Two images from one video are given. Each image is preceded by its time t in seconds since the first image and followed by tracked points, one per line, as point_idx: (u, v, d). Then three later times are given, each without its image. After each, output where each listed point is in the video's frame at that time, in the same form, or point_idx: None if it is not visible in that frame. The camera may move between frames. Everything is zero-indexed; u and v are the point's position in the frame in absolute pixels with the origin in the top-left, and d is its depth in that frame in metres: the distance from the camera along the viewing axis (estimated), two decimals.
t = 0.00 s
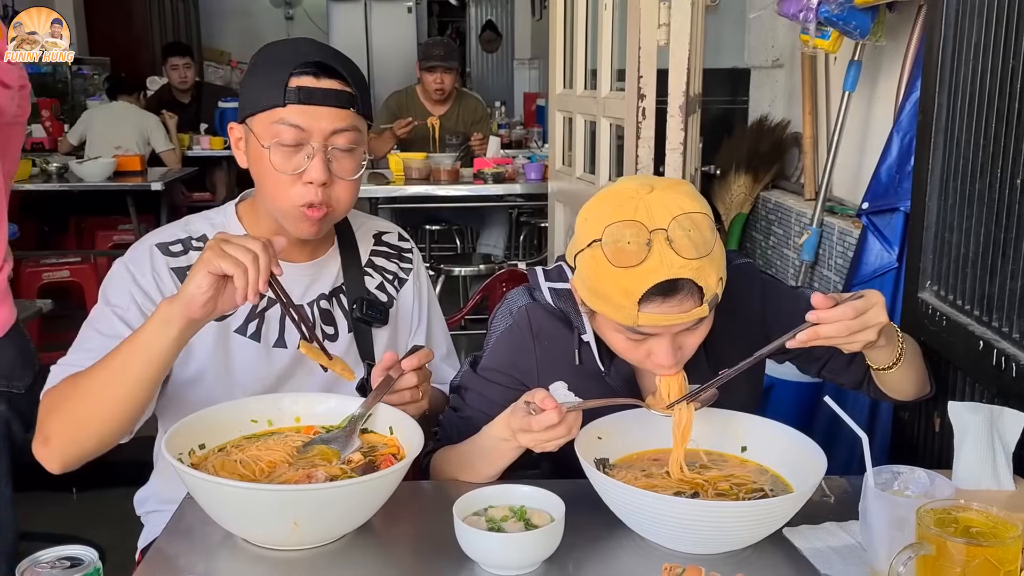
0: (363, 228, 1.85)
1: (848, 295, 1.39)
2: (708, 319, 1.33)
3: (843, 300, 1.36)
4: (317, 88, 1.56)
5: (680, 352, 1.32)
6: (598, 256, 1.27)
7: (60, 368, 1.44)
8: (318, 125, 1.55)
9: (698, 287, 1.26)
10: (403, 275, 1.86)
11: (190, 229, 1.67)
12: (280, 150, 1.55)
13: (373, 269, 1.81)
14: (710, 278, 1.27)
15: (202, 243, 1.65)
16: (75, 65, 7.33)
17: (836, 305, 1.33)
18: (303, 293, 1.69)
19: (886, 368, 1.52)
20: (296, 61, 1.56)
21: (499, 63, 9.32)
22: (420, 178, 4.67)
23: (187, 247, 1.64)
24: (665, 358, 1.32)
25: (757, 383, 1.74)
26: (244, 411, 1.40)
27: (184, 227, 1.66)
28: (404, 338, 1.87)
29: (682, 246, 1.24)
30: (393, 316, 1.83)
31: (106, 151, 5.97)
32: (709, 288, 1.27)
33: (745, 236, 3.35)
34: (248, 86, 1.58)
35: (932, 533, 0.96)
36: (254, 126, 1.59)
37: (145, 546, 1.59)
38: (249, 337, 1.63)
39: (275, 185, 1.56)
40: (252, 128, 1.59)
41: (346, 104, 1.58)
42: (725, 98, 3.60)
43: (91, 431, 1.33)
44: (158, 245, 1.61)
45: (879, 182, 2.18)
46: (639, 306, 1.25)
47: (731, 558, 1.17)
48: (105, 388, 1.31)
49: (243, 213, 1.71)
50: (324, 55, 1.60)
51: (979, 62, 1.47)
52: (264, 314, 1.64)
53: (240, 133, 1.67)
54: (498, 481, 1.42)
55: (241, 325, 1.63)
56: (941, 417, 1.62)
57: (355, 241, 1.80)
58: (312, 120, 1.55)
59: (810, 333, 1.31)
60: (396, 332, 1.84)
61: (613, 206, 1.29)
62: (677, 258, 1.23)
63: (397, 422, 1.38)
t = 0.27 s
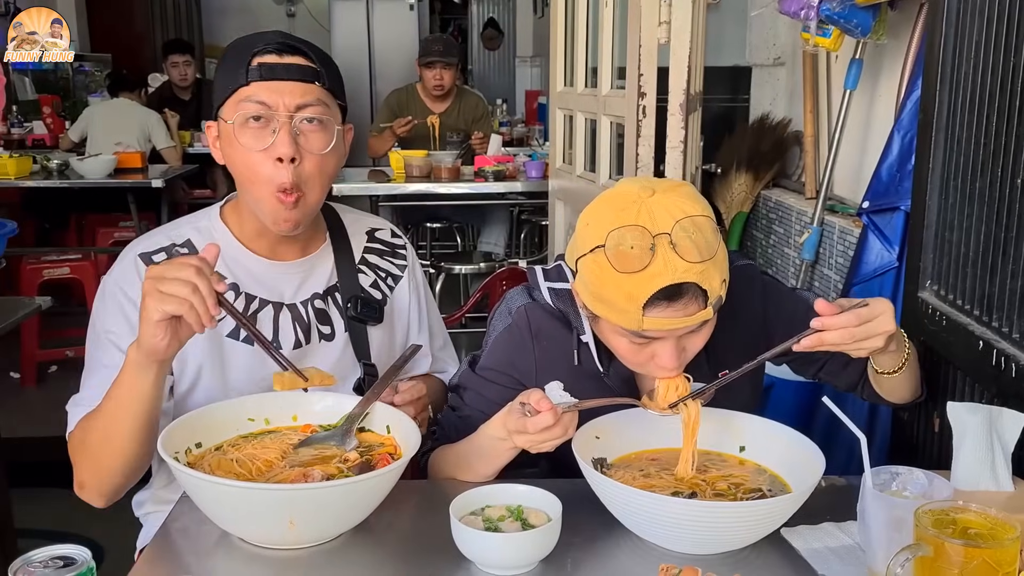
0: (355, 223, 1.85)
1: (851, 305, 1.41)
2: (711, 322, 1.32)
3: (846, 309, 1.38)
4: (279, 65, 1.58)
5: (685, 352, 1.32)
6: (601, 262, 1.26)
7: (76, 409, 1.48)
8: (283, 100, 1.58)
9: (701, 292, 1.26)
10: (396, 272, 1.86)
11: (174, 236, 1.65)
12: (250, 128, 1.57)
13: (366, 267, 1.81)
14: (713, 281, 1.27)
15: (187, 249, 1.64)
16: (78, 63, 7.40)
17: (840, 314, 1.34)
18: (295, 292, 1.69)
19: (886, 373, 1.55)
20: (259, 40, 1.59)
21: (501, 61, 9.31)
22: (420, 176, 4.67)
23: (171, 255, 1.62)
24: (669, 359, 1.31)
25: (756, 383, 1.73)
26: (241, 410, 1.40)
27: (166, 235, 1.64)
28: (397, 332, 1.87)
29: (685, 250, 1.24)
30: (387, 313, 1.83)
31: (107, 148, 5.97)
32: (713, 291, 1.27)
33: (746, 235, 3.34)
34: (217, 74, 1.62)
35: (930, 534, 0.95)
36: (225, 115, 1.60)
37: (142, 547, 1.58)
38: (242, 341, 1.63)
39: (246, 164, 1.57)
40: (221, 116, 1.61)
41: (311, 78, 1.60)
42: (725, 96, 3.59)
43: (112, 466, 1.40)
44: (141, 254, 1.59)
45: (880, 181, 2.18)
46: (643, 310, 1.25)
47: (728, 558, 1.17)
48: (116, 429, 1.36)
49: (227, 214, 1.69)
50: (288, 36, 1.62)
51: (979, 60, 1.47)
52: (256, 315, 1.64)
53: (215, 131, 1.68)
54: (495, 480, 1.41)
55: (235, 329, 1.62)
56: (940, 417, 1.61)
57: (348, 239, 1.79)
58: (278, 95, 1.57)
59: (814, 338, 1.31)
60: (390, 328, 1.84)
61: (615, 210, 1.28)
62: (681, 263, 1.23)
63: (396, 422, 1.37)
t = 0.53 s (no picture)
0: (341, 221, 1.85)
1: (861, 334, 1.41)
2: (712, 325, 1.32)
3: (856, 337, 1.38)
4: (250, 69, 1.58)
5: (685, 355, 1.31)
6: (603, 265, 1.26)
7: (80, 431, 1.53)
8: (258, 104, 1.58)
9: (703, 295, 1.26)
10: (384, 268, 1.86)
11: (156, 242, 1.65)
12: (225, 133, 1.57)
13: (355, 264, 1.81)
14: (716, 285, 1.26)
15: (170, 255, 1.64)
16: (79, 63, 7.40)
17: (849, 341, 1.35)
18: (283, 293, 1.69)
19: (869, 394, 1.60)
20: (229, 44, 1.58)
21: (501, 62, 9.32)
22: (420, 176, 4.67)
23: (154, 263, 1.63)
24: (669, 362, 1.31)
25: (753, 385, 1.73)
26: (236, 412, 1.40)
27: (150, 243, 1.65)
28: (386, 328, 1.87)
29: (687, 253, 1.23)
30: (377, 309, 1.83)
31: (107, 149, 5.97)
32: (715, 295, 1.26)
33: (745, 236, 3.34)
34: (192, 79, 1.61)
35: (923, 537, 0.95)
36: (200, 120, 1.60)
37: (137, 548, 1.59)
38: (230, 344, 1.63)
39: (222, 170, 1.57)
40: (197, 122, 1.61)
41: (283, 80, 1.60)
42: (725, 97, 3.59)
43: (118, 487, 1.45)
44: (125, 264, 1.61)
45: (877, 182, 2.17)
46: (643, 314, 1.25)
47: (723, 561, 1.17)
48: (119, 455, 1.41)
49: (212, 218, 1.70)
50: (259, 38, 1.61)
51: (976, 63, 1.47)
52: (245, 319, 1.64)
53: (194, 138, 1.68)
54: (491, 482, 1.41)
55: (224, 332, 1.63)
56: (937, 419, 1.61)
57: (336, 236, 1.80)
58: (253, 99, 1.58)
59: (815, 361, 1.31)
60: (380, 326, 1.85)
61: (618, 211, 1.28)
62: (682, 266, 1.23)
63: (392, 424, 1.37)
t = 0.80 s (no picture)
0: (329, 220, 1.84)
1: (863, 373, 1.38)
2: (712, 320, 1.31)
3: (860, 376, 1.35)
4: (233, 65, 1.57)
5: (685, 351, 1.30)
6: (598, 262, 1.26)
7: (72, 430, 1.55)
8: (240, 101, 1.57)
9: (700, 287, 1.25)
10: (374, 265, 1.85)
11: (143, 240, 1.66)
12: (209, 131, 1.56)
13: (344, 261, 1.81)
14: (711, 277, 1.26)
15: (156, 253, 1.65)
16: (78, 63, 7.40)
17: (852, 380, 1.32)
18: (269, 290, 1.69)
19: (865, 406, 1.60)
20: (213, 42, 1.58)
21: (501, 61, 9.31)
22: (418, 176, 4.66)
23: (140, 260, 1.63)
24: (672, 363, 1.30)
25: (752, 385, 1.72)
26: (231, 412, 1.40)
27: (137, 240, 1.66)
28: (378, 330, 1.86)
29: (681, 245, 1.23)
30: (366, 306, 1.81)
31: (106, 148, 5.97)
32: (711, 286, 1.26)
33: (744, 235, 3.33)
34: (178, 77, 1.61)
35: (920, 537, 0.95)
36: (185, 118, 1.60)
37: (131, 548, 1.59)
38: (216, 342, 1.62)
39: (205, 165, 1.56)
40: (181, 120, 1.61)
41: (266, 77, 1.59)
42: (724, 96, 3.58)
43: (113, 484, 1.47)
44: (110, 261, 1.62)
45: (875, 182, 2.17)
46: (641, 311, 1.24)
47: (719, 561, 1.16)
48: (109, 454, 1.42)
49: (198, 218, 1.70)
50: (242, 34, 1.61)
51: (973, 60, 1.46)
52: (230, 315, 1.64)
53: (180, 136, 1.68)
54: (486, 483, 1.41)
55: (209, 329, 1.62)
56: (935, 420, 1.61)
57: (324, 233, 1.80)
58: (235, 95, 1.57)
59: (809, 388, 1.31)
60: (371, 323, 1.83)
61: (609, 210, 1.28)
62: (676, 258, 1.22)
63: (386, 424, 1.37)
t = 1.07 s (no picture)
0: (330, 218, 1.83)
1: (892, 391, 1.35)
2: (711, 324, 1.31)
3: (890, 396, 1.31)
4: (248, 74, 1.56)
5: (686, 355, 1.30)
6: (597, 271, 1.25)
7: (69, 419, 1.55)
8: (256, 111, 1.56)
9: (700, 294, 1.25)
10: (376, 264, 1.83)
11: (144, 232, 1.66)
12: (222, 141, 1.56)
13: (343, 259, 1.80)
14: (711, 285, 1.26)
15: (157, 246, 1.65)
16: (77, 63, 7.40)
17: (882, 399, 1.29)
18: (267, 285, 1.68)
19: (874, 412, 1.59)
20: (226, 49, 1.56)
21: (501, 60, 9.31)
22: (418, 176, 4.66)
23: (140, 252, 1.63)
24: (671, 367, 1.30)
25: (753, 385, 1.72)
26: (230, 412, 1.40)
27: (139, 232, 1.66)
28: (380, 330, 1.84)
29: (681, 254, 1.23)
30: (364, 305, 1.79)
31: (105, 148, 5.96)
32: (710, 293, 1.26)
33: (744, 235, 3.33)
34: (184, 79, 1.59)
35: (921, 539, 0.94)
36: (196, 122, 1.59)
37: (130, 546, 1.58)
38: (213, 334, 1.63)
39: (219, 176, 1.57)
40: (192, 123, 1.60)
41: (281, 87, 1.58)
42: (723, 96, 3.58)
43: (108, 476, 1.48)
44: (111, 252, 1.62)
45: (875, 181, 2.16)
46: (642, 318, 1.24)
47: (720, 562, 1.16)
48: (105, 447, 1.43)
49: (202, 213, 1.70)
50: (255, 40, 1.60)
51: (973, 60, 1.46)
52: (228, 308, 1.64)
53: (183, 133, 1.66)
54: (486, 483, 1.41)
55: (206, 322, 1.63)
56: (935, 420, 1.60)
57: (325, 232, 1.79)
58: (252, 106, 1.56)
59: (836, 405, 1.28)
60: (368, 322, 1.81)
61: (607, 218, 1.27)
62: (676, 267, 1.22)
63: (385, 425, 1.37)
